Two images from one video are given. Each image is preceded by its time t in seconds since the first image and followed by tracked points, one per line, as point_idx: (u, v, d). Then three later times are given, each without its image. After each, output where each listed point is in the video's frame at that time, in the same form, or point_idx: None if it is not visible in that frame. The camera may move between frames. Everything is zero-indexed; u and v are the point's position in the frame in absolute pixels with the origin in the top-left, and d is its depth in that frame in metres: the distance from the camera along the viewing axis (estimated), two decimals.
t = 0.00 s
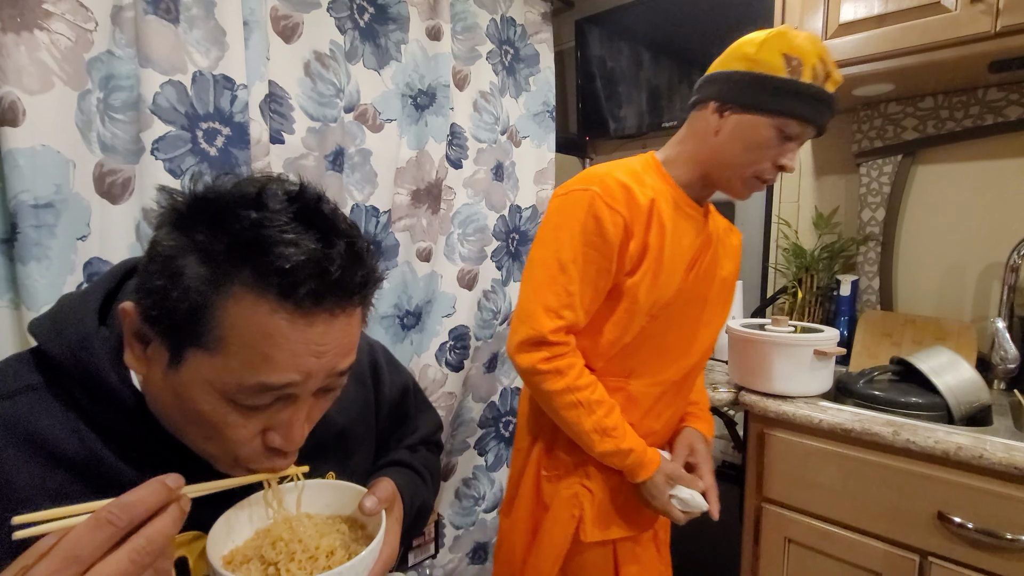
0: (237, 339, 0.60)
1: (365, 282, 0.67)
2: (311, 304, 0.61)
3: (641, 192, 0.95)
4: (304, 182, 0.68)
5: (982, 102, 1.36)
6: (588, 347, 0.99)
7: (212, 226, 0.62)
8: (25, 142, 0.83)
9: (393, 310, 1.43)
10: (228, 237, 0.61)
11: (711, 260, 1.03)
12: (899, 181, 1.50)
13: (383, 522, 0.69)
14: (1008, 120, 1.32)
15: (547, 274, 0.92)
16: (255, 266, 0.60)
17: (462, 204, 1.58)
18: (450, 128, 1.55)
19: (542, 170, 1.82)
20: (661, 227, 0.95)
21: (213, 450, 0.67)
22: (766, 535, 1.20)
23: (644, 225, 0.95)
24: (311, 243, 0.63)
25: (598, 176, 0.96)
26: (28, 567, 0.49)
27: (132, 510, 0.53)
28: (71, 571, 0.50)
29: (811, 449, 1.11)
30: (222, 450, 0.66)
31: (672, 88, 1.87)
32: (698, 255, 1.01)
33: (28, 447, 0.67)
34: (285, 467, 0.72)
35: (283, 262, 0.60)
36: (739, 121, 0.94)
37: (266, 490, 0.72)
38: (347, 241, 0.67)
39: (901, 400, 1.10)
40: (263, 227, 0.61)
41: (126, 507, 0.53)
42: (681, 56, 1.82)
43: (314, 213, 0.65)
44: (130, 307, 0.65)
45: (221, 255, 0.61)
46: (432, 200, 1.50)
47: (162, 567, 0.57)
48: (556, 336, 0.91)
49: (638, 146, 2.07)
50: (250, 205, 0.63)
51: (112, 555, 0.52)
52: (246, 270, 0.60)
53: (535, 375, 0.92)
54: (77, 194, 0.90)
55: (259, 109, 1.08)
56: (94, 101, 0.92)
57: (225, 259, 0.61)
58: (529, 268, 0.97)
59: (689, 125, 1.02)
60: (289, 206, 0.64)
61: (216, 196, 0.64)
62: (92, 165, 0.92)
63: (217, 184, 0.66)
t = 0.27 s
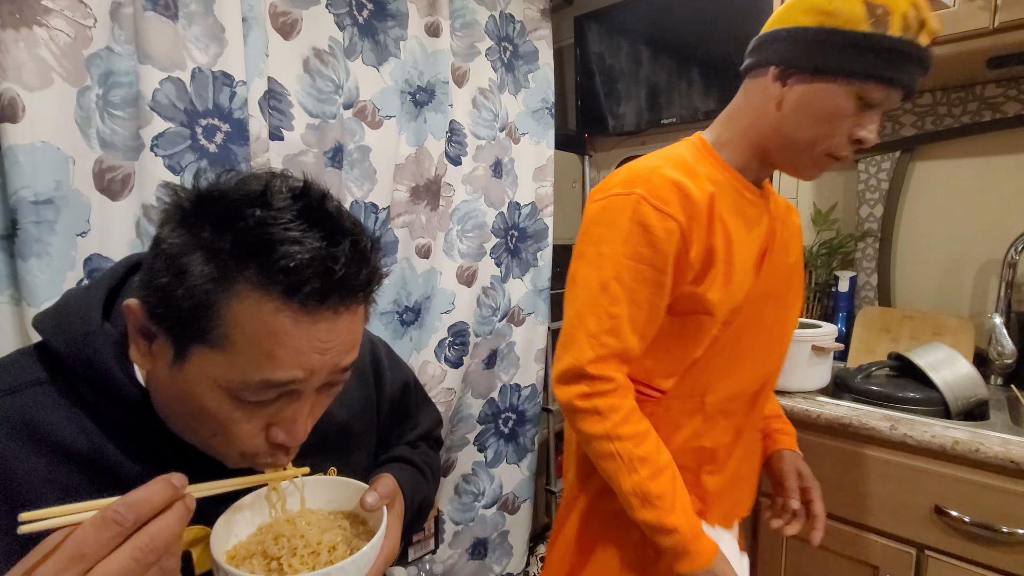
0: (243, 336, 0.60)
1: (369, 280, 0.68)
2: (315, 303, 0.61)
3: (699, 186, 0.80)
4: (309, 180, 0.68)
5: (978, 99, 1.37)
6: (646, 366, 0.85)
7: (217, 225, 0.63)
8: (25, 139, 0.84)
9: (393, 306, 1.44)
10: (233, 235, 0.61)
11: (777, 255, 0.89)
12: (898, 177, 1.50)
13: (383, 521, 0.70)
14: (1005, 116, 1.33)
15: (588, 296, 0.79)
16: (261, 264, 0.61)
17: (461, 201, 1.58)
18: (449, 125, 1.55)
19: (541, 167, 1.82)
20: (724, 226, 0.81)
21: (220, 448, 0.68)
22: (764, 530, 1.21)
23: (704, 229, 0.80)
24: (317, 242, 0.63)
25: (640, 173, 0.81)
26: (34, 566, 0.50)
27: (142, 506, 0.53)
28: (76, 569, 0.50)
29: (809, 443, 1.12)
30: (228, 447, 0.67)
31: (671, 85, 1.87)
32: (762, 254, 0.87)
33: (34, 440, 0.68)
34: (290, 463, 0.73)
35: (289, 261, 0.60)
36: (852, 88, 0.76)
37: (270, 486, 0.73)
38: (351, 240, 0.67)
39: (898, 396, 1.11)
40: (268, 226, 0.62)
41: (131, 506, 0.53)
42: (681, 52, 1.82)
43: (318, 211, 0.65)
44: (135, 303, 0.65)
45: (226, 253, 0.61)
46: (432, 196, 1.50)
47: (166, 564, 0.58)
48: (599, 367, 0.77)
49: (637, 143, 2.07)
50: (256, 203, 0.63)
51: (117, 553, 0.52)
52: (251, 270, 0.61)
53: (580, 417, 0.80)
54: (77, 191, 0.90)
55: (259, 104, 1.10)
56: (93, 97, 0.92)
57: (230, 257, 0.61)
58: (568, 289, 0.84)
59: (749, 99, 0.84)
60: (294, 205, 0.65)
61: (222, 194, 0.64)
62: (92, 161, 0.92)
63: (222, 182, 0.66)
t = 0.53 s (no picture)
0: (244, 331, 0.61)
1: (368, 275, 0.68)
2: (314, 299, 0.62)
3: (827, 175, 0.65)
4: (307, 177, 0.69)
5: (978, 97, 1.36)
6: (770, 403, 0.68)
7: (216, 222, 0.63)
8: (28, 137, 0.84)
9: (393, 304, 1.44)
10: (232, 231, 0.62)
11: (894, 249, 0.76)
12: (897, 176, 1.50)
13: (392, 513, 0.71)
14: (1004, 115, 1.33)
15: (710, 324, 0.62)
16: (259, 260, 0.61)
17: (461, 200, 1.59)
18: (449, 124, 1.55)
19: (541, 166, 1.83)
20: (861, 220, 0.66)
21: (221, 443, 0.68)
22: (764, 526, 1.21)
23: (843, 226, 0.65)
24: (316, 238, 0.64)
25: (757, 169, 0.64)
26: (41, 570, 0.50)
27: (143, 509, 0.54)
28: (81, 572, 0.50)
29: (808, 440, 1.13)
30: (229, 443, 0.68)
31: (671, 84, 1.88)
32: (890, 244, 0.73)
33: (41, 436, 0.69)
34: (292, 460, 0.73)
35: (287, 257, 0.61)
36: (1022, 50, 0.59)
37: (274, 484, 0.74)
38: (350, 235, 0.67)
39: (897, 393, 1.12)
40: (267, 222, 0.62)
41: (134, 508, 0.53)
42: (680, 51, 1.82)
43: (316, 207, 0.66)
44: (138, 300, 0.66)
45: (225, 249, 0.62)
46: (432, 195, 1.50)
47: (173, 562, 0.57)
48: (740, 419, 0.61)
49: (636, 142, 2.08)
50: (255, 201, 0.64)
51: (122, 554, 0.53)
52: (251, 266, 0.61)
53: (712, 487, 0.62)
54: (79, 189, 0.91)
55: (259, 105, 1.11)
56: (96, 96, 0.93)
57: (229, 254, 0.61)
58: (668, 323, 0.67)
59: (868, 71, 0.68)
60: (293, 201, 0.65)
61: (221, 191, 0.64)
62: (94, 160, 0.93)
63: (221, 179, 0.66)
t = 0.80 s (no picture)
0: (245, 326, 0.61)
1: (367, 266, 0.70)
2: (314, 292, 0.63)
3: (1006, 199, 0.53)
4: (302, 171, 0.70)
5: (978, 96, 1.37)
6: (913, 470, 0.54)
7: (214, 219, 0.64)
8: (31, 137, 0.84)
9: (394, 303, 1.44)
10: (230, 227, 0.62)
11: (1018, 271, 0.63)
12: (897, 175, 1.51)
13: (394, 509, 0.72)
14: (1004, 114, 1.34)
15: None
16: (259, 255, 0.61)
17: (462, 199, 1.59)
18: (450, 123, 1.55)
19: (542, 165, 1.83)
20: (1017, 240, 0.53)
21: (223, 438, 0.69)
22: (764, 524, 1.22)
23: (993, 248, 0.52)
24: (314, 231, 0.64)
25: None
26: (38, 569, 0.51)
27: (139, 508, 0.54)
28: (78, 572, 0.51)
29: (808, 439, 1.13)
30: (232, 438, 0.68)
31: (672, 84, 1.88)
32: None
33: (46, 434, 0.70)
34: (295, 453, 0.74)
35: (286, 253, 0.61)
36: None
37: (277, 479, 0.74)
38: (346, 228, 0.68)
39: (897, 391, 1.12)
40: (266, 218, 0.63)
41: (129, 508, 0.54)
42: (681, 50, 1.82)
43: (313, 201, 0.67)
44: (139, 300, 0.66)
45: (225, 246, 0.62)
46: (433, 194, 1.51)
47: (170, 559, 0.58)
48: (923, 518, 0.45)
49: (636, 141, 2.08)
50: (253, 196, 0.64)
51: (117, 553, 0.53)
52: (250, 262, 0.61)
53: None
54: (82, 189, 0.91)
55: (263, 104, 1.11)
56: (98, 96, 0.93)
57: (229, 250, 0.62)
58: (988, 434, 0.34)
59: None
60: (290, 196, 0.66)
61: (218, 188, 0.65)
62: (97, 160, 0.93)
63: (218, 176, 0.67)
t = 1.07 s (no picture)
0: (242, 321, 0.61)
1: (365, 260, 0.70)
2: (310, 285, 0.63)
3: None
4: (296, 166, 0.70)
5: (978, 95, 1.36)
6: None
7: (209, 215, 0.64)
8: (32, 136, 0.84)
9: (395, 302, 1.44)
10: (225, 222, 0.62)
11: None
12: (896, 174, 1.51)
13: (397, 507, 0.72)
14: (1004, 113, 1.33)
15: None
16: (254, 249, 0.61)
17: (462, 198, 1.59)
18: (450, 123, 1.55)
19: (542, 165, 1.83)
20: None
21: (220, 433, 0.69)
22: (764, 522, 1.22)
23: None
24: (308, 225, 0.65)
25: None
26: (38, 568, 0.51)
27: (142, 505, 0.54)
28: (79, 568, 0.51)
29: (807, 438, 1.13)
30: (229, 432, 0.68)
31: (672, 83, 1.88)
32: None
33: (47, 432, 0.70)
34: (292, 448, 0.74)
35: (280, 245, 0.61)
36: None
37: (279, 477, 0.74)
38: (341, 221, 0.69)
39: (897, 390, 1.12)
40: (260, 211, 0.63)
41: (132, 504, 0.53)
42: (680, 49, 1.82)
43: (307, 194, 0.67)
44: (137, 297, 0.66)
45: (220, 240, 0.62)
46: (433, 193, 1.51)
47: (172, 555, 0.57)
48: None
49: (636, 140, 2.08)
50: (246, 190, 0.65)
51: (119, 549, 0.53)
52: (246, 257, 0.61)
53: None
54: (84, 188, 0.91)
55: (264, 104, 1.11)
56: (99, 95, 0.93)
57: (224, 244, 0.62)
58: None
59: None
60: (284, 190, 0.66)
61: (212, 183, 0.65)
62: (97, 159, 0.93)
63: (211, 172, 0.67)
